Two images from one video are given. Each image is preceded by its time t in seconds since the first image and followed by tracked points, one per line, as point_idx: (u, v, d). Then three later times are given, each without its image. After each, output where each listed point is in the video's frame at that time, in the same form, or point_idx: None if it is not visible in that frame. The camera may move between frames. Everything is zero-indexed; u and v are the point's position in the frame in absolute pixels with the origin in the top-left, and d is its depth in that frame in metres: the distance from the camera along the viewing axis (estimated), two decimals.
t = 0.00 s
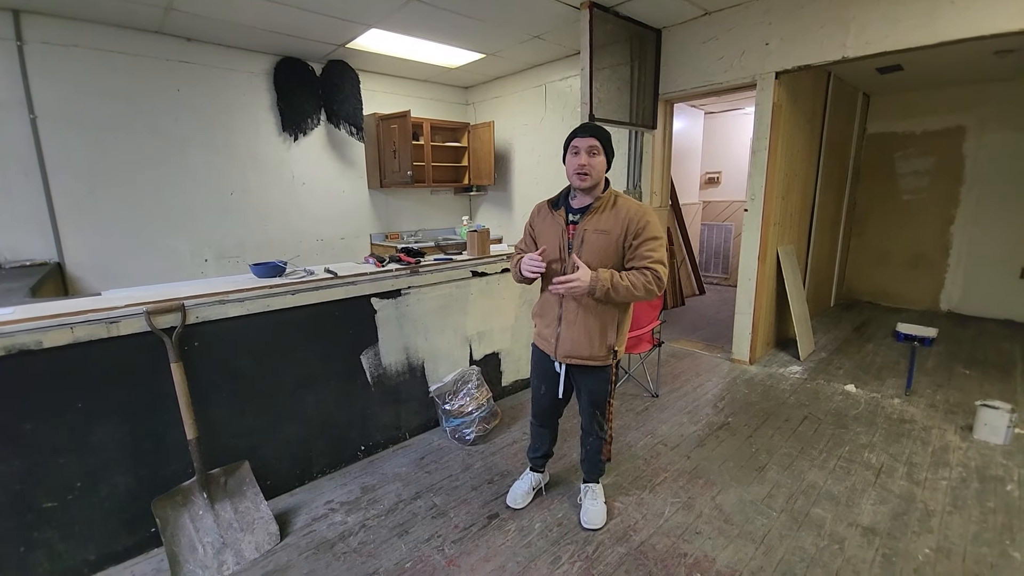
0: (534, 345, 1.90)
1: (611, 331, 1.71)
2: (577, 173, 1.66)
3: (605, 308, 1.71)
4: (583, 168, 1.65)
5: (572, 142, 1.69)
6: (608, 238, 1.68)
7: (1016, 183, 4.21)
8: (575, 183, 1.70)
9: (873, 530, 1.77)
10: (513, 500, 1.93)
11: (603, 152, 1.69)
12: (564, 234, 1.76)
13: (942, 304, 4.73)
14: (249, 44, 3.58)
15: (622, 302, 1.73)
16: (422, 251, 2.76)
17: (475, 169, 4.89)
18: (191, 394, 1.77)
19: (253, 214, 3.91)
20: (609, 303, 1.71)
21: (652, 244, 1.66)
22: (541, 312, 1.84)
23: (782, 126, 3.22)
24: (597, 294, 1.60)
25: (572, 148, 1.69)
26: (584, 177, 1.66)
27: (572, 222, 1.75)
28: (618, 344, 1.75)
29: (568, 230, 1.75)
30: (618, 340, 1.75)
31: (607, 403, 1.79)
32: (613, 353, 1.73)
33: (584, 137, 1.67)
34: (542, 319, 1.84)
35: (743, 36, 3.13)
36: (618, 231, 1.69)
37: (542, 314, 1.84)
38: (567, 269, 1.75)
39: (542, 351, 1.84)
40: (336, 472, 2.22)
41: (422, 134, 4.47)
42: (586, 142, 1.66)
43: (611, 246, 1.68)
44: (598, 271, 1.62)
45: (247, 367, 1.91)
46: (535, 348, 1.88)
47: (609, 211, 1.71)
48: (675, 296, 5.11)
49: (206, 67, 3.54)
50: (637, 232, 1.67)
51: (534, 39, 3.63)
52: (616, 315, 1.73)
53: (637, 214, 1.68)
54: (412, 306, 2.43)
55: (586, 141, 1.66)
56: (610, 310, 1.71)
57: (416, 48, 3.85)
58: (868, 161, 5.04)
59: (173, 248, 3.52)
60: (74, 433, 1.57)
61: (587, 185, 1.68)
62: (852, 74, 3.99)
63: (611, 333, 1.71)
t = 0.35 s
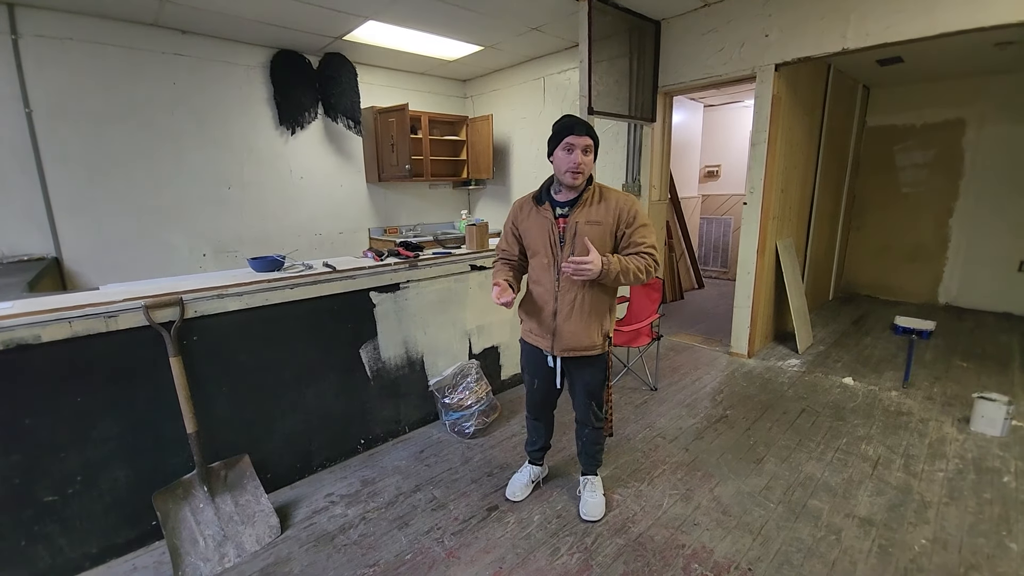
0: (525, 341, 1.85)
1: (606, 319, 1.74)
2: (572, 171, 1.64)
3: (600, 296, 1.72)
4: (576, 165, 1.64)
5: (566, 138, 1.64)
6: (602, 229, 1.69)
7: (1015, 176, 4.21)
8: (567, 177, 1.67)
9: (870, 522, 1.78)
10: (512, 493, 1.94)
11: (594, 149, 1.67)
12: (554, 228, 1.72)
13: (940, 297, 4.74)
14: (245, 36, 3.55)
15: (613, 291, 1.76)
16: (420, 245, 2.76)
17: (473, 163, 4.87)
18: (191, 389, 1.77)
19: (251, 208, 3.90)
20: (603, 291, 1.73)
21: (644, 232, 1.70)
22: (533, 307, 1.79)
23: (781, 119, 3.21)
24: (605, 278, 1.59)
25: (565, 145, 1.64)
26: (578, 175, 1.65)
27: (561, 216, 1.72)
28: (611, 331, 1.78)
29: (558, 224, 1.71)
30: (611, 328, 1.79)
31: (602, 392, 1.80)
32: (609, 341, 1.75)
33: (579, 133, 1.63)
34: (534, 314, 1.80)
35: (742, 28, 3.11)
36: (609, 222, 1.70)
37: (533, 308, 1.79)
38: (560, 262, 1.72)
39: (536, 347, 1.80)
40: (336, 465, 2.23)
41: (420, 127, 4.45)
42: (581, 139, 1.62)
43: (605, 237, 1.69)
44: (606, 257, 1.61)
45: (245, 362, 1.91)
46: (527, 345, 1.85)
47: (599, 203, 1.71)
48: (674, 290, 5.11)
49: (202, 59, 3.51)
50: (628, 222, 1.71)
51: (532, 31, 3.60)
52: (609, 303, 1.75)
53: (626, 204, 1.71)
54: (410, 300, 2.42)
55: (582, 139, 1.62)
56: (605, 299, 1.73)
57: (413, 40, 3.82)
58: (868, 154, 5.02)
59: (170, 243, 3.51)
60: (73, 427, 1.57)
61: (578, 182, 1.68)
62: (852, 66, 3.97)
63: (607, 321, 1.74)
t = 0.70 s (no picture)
0: (524, 341, 1.80)
1: (603, 311, 1.79)
2: (560, 171, 1.64)
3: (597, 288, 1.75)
4: (565, 164, 1.63)
5: (555, 137, 1.63)
6: (596, 224, 1.72)
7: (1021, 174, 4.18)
8: (558, 176, 1.66)
9: (871, 519, 1.78)
10: (513, 489, 1.95)
11: (579, 147, 1.68)
12: (552, 225, 1.70)
13: (943, 295, 4.72)
14: (248, 32, 3.55)
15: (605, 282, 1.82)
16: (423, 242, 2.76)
17: (476, 160, 4.87)
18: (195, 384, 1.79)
19: (253, 204, 3.91)
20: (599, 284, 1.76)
21: (630, 224, 1.79)
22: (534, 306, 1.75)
23: (785, 116, 3.19)
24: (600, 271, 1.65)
25: (553, 144, 1.63)
26: (567, 174, 1.65)
27: (557, 213, 1.70)
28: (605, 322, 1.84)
29: (554, 221, 1.70)
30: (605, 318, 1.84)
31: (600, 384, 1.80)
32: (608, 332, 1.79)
33: (566, 133, 1.62)
34: (533, 312, 1.76)
35: (747, 24, 3.09)
36: (603, 217, 1.73)
37: (533, 307, 1.75)
38: (558, 259, 1.70)
39: (537, 346, 1.76)
40: (338, 460, 2.24)
41: (423, 124, 4.44)
42: (568, 138, 1.62)
43: (600, 231, 1.73)
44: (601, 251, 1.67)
45: (248, 357, 1.92)
46: (526, 346, 1.80)
47: (589, 199, 1.73)
48: (677, 287, 5.11)
49: (205, 55, 3.51)
50: (616, 216, 1.78)
51: (535, 27, 3.59)
52: (604, 296, 1.80)
53: (613, 199, 1.77)
54: (412, 296, 2.43)
55: (570, 137, 1.62)
56: (601, 291, 1.78)
57: (416, 36, 3.81)
58: (872, 151, 5.00)
59: (174, 239, 3.52)
60: (78, 421, 1.59)
61: (568, 180, 1.68)
62: (857, 63, 3.95)
63: (603, 311, 1.78)
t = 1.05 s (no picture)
0: (523, 341, 1.80)
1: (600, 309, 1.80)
2: (551, 169, 1.65)
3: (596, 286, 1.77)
4: (557, 162, 1.64)
5: (545, 135, 1.63)
6: (593, 223, 1.72)
7: None
8: (552, 175, 1.67)
9: (873, 520, 1.78)
10: (514, 488, 1.95)
11: (571, 143, 1.67)
12: (551, 225, 1.70)
13: (946, 295, 4.71)
14: (250, 33, 3.56)
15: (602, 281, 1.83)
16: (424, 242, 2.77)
17: (478, 160, 4.88)
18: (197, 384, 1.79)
19: (255, 204, 3.92)
20: (597, 282, 1.78)
21: (625, 224, 1.81)
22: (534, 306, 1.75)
23: (787, 115, 3.19)
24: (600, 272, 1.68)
25: (544, 143, 1.64)
26: (558, 172, 1.65)
27: (555, 213, 1.71)
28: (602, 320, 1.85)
29: (553, 220, 1.70)
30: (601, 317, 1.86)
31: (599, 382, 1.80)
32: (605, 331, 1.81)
33: (556, 130, 1.62)
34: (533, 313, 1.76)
35: (749, 23, 3.09)
36: (599, 216, 1.74)
37: (533, 307, 1.75)
38: (558, 259, 1.70)
39: (537, 346, 1.76)
40: (340, 460, 2.25)
41: (424, 124, 4.45)
42: (558, 135, 1.62)
43: (597, 231, 1.74)
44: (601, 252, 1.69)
45: (249, 356, 1.93)
46: (526, 345, 1.79)
47: (585, 198, 1.74)
48: (679, 287, 5.10)
49: (207, 56, 3.52)
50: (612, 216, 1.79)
51: (537, 27, 3.59)
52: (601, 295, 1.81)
53: (608, 199, 1.78)
54: (414, 296, 2.44)
55: (560, 135, 1.62)
56: (599, 290, 1.79)
57: (418, 37, 3.82)
58: (875, 151, 4.99)
59: (177, 239, 3.54)
60: (81, 421, 1.60)
61: (561, 178, 1.68)
62: (859, 62, 3.94)
63: (601, 309, 1.79)
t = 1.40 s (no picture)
0: (519, 337, 1.85)
1: (598, 314, 1.74)
2: (551, 167, 1.64)
3: (595, 289, 1.72)
4: (556, 160, 1.63)
5: (545, 134, 1.64)
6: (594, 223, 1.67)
7: None
8: (554, 173, 1.66)
9: (869, 524, 1.78)
10: (512, 487, 1.96)
11: (575, 141, 1.64)
12: (549, 223, 1.72)
13: (946, 301, 4.71)
14: (254, 29, 3.56)
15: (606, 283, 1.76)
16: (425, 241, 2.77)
17: (479, 159, 4.88)
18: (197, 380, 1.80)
19: (257, 200, 3.92)
20: (597, 285, 1.72)
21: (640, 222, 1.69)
22: (527, 302, 1.79)
23: (789, 119, 3.19)
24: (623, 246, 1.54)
25: (544, 141, 1.65)
26: (558, 170, 1.64)
27: (555, 211, 1.72)
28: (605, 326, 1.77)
29: (552, 219, 1.71)
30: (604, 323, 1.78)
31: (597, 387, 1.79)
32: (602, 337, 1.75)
33: (554, 129, 1.62)
34: (527, 309, 1.80)
35: (753, 26, 3.08)
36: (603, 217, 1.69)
37: (527, 303, 1.79)
38: (552, 257, 1.71)
39: (528, 342, 1.79)
40: (338, 456, 2.25)
41: (427, 122, 4.45)
42: (557, 133, 1.61)
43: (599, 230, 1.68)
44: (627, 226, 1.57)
45: (249, 352, 1.93)
46: (521, 341, 1.84)
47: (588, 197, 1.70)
48: (679, 289, 5.11)
49: (210, 51, 3.52)
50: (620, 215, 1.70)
51: (541, 27, 3.59)
52: (602, 298, 1.75)
53: (618, 199, 1.71)
54: (414, 295, 2.44)
55: (559, 133, 1.61)
56: (598, 293, 1.73)
57: (421, 35, 3.82)
58: (877, 155, 4.98)
59: (178, 234, 3.54)
60: (80, 414, 1.60)
61: (563, 176, 1.66)
62: (863, 66, 3.94)
63: (599, 315, 1.74)
